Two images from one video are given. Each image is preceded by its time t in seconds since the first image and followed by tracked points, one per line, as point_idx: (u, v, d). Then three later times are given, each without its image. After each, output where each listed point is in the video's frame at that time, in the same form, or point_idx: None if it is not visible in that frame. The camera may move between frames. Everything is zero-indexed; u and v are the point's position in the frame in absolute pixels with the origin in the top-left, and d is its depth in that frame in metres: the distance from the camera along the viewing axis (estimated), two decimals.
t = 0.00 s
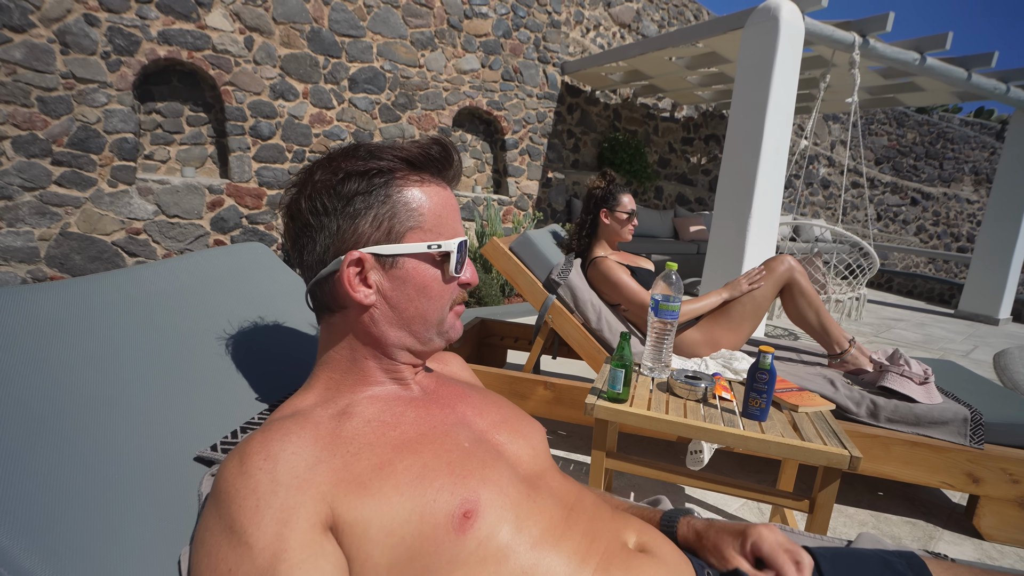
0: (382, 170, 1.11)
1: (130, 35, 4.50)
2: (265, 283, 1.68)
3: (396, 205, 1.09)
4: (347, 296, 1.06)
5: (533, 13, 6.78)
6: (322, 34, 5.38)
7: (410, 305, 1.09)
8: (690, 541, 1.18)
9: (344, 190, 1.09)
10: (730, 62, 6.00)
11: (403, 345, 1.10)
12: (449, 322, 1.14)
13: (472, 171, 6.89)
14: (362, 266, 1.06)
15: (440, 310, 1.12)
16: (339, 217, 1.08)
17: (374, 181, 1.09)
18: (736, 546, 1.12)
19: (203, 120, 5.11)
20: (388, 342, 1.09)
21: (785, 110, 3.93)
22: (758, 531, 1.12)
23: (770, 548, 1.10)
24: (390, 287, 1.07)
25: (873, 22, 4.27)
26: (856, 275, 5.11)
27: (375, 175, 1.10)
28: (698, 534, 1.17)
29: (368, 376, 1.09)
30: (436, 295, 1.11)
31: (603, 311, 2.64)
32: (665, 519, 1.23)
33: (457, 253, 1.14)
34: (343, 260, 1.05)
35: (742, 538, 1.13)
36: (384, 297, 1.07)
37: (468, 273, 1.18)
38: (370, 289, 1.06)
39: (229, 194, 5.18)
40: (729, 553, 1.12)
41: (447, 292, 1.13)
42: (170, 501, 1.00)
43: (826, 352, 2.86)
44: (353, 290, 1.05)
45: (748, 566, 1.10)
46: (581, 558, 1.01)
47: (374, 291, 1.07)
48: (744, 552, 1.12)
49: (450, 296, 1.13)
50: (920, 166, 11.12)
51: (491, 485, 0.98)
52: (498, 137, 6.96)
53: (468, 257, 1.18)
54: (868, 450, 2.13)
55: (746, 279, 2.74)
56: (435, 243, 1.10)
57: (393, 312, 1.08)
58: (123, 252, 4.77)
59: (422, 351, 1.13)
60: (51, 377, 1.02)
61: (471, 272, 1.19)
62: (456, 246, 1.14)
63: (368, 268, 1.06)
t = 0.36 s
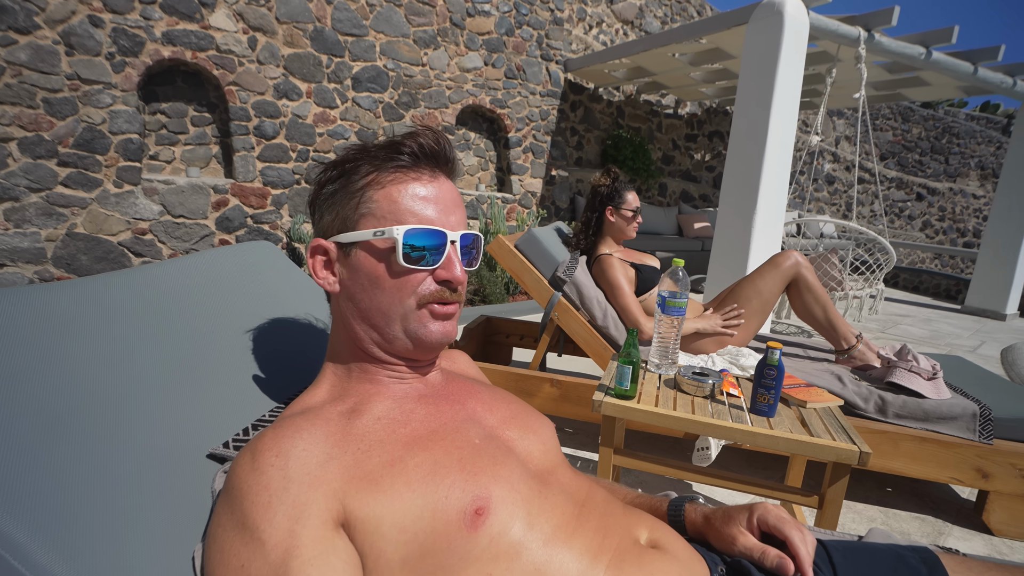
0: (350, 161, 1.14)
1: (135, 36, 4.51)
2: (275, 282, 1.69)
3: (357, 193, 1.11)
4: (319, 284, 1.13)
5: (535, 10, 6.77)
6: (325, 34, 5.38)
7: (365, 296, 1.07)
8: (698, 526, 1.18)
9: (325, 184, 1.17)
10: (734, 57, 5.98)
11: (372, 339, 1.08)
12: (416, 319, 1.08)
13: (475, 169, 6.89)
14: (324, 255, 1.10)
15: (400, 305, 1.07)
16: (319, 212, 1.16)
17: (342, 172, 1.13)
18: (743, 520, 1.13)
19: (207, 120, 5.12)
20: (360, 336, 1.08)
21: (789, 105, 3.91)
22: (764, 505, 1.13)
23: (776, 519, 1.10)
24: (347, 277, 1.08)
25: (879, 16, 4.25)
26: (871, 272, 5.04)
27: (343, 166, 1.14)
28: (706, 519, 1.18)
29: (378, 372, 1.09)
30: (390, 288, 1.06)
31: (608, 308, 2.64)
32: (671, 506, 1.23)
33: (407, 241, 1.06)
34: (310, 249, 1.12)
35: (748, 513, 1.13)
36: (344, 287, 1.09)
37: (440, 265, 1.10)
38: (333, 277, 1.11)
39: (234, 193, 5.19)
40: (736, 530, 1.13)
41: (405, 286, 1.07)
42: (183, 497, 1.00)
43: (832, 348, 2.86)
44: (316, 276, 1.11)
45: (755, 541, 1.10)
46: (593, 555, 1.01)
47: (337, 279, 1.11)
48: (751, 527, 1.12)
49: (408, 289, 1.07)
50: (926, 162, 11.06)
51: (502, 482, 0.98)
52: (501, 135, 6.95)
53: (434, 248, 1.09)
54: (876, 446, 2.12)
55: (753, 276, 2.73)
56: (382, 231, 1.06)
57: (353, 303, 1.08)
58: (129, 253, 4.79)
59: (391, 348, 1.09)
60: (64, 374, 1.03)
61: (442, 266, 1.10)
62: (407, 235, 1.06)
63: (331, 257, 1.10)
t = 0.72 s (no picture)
0: (352, 159, 1.17)
1: (140, 34, 4.53)
2: (286, 279, 1.71)
3: (357, 191, 1.15)
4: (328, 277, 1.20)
5: (538, 7, 6.76)
6: (329, 31, 5.39)
7: (360, 292, 1.11)
8: (705, 517, 1.20)
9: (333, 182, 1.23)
10: (738, 54, 5.97)
11: (369, 335, 1.11)
12: (406, 318, 1.08)
13: (478, 166, 6.90)
14: (330, 250, 1.17)
15: (387, 302, 1.08)
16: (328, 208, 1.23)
17: (345, 169, 1.17)
18: (749, 511, 1.14)
19: (212, 117, 5.14)
20: (362, 332, 1.11)
21: (794, 102, 3.91)
22: (769, 496, 1.15)
23: (781, 509, 1.12)
24: (348, 272, 1.13)
25: (884, 13, 4.24)
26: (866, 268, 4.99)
27: (346, 164, 1.18)
28: (713, 510, 1.19)
29: (390, 367, 1.11)
30: (381, 285, 1.08)
31: (613, 305, 2.65)
32: (678, 498, 1.25)
33: (394, 240, 1.07)
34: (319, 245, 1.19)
35: (755, 504, 1.15)
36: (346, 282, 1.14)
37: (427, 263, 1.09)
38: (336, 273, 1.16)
39: (239, 190, 5.21)
40: (743, 520, 1.14)
41: (396, 284, 1.08)
42: (201, 489, 1.03)
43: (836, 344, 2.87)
44: (324, 270, 1.18)
45: (760, 531, 1.11)
46: (602, 548, 1.02)
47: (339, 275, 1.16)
48: (757, 518, 1.14)
49: (395, 287, 1.08)
50: (930, 158, 11.03)
51: (513, 475, 0.99)
52: (504, 132, 6.95)
53: (424, 246, 1.09)
54: (880, 442, 2.14)
55: (758, 271, 2.74)
56: (373, 228, 1.08)
57: (352, 298, 1.13)
58: (135, 250, 4.82)
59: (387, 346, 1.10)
60: (84, 368, 1.06)
61: (434, 264, 1.09)
62: (393, 232, 1.07)
63: (337, 253, 1.16)
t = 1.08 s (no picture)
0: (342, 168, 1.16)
1: (143, 37, 4.54)
2: (285, 284, 1.71)
3: (345, 200, 1.13)
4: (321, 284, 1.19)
5: (541, 9, 6.76)
6: (331, 33, 5.39)
7: (350, 300, 1.10)
8: (706, 528, 1.18)
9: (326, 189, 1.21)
10: (742, 55, 5.95)
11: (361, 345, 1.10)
12: (393, 329, 1.07)
13: (481, 168, 6.88)
14: (322, 258, 1.16)
15: (374, 311, 1.07)
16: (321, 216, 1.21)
17: (335, 177, 1.17)
18: (751, 521, 1.13)
19: (214, 120, 5.15)
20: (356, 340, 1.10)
21: (797, 104, 3.89)
22: (772, 507, 1.13)
23: (783, 520, 1.10)
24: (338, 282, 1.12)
25: (888, 13, 4.21)
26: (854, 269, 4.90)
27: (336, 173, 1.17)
28: (714, 520, 1.17)
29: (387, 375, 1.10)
30: (367, 295, 1.07)
31: (614, 307, 2.62)
32: (679, 508, 1.23)
33: (380, 249, 1.06)
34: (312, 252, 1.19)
35: (756, 514, 1.13)
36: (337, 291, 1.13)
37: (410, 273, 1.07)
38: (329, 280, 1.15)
39: (241, 193, 5.22)
40: (744, 531, 1.12)
41: (382, 294, 1.06)
42: (192, 499, 1.02)
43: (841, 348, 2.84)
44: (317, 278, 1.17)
45: (762, 543, 1.10)
46: (599, 562, 1.01)
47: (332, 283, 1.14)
48: (758, 528, 1.12)
49: (381, 296, 1.07)
50: (935, 159, 10.97)
51: (509, 487, 0.98)
52: (507, 134, 6.94)
53: (411, 255, 1.08)
54: (885, 447, 2.11)
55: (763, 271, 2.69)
56: (358, 237, 1.08)
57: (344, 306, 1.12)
58: (138, 252, 4.83)
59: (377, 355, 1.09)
60: (77, 376, 1.05)
61: (420, 272, 1.08)
62: (377, 241, 1.06)
63: (328, 261, 1.15)
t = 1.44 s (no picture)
0: (386, 168, 1.12)
1: (149, 36, 4.57)
2: (289, 283, 1.72)
3: (396, 201, 1.10)
4: (351, 292, 1.09)
5: (546, 4, 6.73)
6: (336, 31, 5.40)
7: (412, 301, 1.08)
8: (706, 526, 1.18)
9: (350, 189, 1.13)
10: (748, 50, 5.91)
11: (413, 345, 1.10)
12: (457, 323, 1.12)
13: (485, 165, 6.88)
14: (363, 262, 1.08)
15: (444, 307, 1.10)
16: (345, 216, 1.12)
17: (377, 178, 1.11)
18: (749, 520, 1.12)
19: (220, 118, 5.17)
20: (399, 341, 1.10)
21: (804, 98, 3.86)
22: (771, 506, 1.13)
23: (781, 520, 1.10)
24: (391, 284, 1.08)
25: (896, 7, 4.17)
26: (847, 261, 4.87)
27: (378, 173, 1.12)
28: (713, 519, 1.17)
29: (389, 373, 1.11)
30: (439, 291, 1.10)
31: (618, 305, 2.61)
32: (678, 507, 1.23)
33: (458, 247, 1.11)
34: (344, 256, 1.09)
35: (755, 513, 1.13)
36: (387, 295, 1.08)
37: (477, 268, 1.15)
38: (373, 285, 1.08)
39: (248, 191, 5.24)
40: (743, 529, 1.12)
41: (452, 290, 1.11)
42: (197, 496, 1.03)
43: (846, 345, 2.83)
44: (354, 285, 1.08)
45: (761, 541, 1.10)
46: (598, 560, 1.01)
47: (377, 287, 1.08)
48: (757, 527, 1.12)
49: (454, 292, 1.11)
50: (944, 154, 10.86)
51: (509, 485, 0.99)
52: (511, 130, 6.94)
53: (476, 251, 1.15)
54: (890, 445, 2.09)
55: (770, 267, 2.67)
56: (433, 238, 1.09)
57: (397, 309, 1.09)
58: (145, 250, 4.86)
59: (433, 351, 1.12)
60: (86, 376, 1.07)
61: (481, 268, 1.16)
62: (457, 240, 1.11)
63: (371, 265, 1.08)
